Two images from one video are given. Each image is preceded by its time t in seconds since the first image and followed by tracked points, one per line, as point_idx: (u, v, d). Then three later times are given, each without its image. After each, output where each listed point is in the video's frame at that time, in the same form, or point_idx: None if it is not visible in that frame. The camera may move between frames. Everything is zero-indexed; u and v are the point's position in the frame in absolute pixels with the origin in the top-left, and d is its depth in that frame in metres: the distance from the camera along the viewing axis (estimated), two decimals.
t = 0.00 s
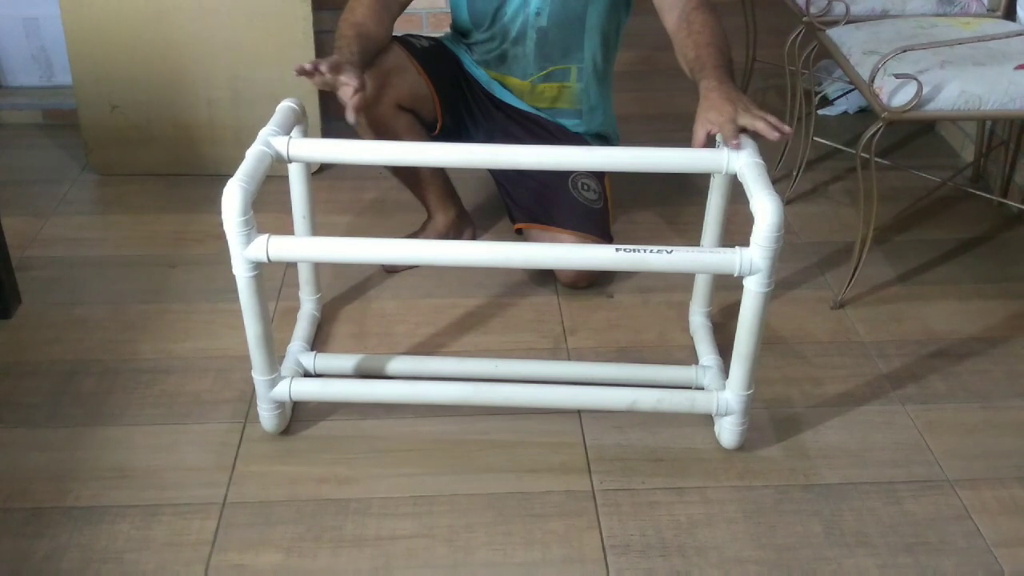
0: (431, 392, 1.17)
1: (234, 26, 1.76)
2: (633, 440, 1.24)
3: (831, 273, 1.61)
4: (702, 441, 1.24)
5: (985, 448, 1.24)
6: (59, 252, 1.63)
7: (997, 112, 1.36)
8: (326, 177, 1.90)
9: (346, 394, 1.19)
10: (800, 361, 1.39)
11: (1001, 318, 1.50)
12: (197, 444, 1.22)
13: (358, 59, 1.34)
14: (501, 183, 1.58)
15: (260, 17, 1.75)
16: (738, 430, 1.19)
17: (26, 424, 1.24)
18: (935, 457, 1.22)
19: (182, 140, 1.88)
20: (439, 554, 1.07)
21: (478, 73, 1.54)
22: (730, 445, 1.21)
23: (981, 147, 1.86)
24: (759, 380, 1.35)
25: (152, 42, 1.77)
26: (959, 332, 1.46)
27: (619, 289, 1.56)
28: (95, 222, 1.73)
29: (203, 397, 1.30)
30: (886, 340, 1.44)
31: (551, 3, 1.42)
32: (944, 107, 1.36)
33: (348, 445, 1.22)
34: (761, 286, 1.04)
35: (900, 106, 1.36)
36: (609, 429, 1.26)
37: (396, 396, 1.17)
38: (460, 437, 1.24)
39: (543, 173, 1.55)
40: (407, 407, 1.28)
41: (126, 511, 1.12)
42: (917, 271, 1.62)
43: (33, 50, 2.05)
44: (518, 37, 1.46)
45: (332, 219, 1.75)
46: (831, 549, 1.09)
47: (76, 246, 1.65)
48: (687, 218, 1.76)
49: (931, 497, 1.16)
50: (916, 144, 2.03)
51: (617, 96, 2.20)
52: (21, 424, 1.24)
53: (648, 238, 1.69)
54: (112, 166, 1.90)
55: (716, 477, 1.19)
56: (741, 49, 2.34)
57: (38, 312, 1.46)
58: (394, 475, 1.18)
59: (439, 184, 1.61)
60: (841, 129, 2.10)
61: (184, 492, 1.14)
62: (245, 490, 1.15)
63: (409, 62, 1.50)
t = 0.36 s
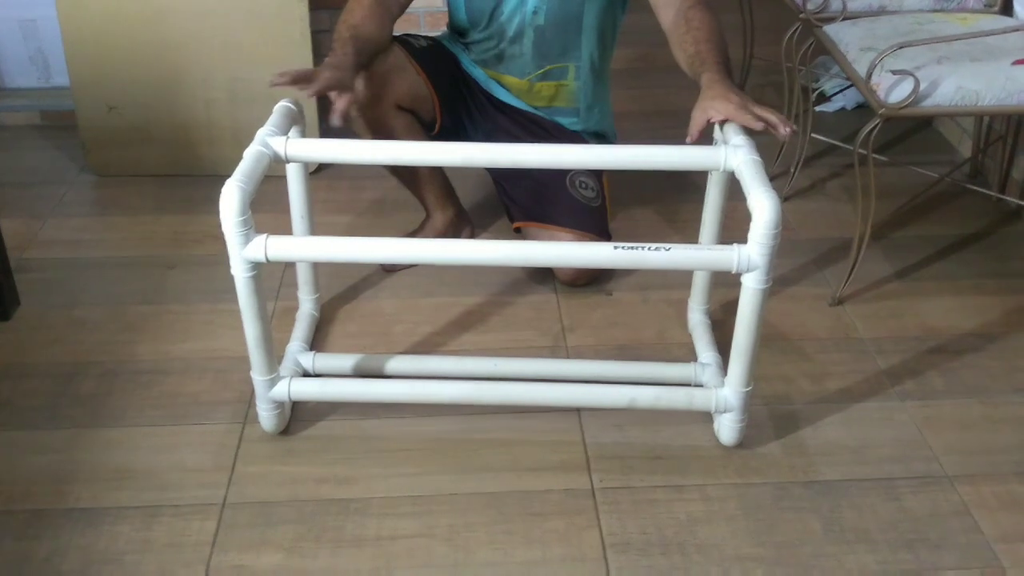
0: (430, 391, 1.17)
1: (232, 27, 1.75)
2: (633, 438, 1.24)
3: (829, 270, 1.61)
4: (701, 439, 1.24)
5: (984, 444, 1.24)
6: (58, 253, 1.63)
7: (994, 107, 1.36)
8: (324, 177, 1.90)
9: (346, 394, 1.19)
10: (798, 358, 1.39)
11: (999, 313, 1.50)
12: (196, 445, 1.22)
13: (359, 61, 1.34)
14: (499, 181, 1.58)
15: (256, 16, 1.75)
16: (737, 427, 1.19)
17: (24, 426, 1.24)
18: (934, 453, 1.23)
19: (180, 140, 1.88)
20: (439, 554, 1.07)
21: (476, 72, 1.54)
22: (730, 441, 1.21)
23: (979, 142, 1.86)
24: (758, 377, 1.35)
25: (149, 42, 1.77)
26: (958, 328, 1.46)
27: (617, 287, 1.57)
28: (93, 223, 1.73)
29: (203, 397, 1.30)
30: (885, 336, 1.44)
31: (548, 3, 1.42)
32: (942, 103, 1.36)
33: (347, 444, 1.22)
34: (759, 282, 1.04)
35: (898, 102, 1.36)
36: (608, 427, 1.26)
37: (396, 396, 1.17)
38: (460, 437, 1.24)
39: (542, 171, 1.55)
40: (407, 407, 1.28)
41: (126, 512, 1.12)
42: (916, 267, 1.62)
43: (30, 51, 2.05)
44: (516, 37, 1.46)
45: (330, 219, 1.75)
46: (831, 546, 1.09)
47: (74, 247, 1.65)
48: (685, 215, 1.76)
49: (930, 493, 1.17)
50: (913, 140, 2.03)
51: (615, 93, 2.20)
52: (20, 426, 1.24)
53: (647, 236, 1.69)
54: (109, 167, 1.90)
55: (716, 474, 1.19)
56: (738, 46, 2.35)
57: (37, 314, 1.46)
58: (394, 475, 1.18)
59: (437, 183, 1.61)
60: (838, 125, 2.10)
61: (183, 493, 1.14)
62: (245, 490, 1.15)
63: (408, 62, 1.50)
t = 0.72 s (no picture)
0: (428, 393, 1.17)
1: (227, 30, 1.75)
2: (632, 438, 1.24)
3: (827, 268, 1.61)
4: (699, 439, 1.24)
5: (982, 441, 1.24)
6: (55, 258, 1.63)
7: (990, 105, 1.36)
8: (322, 179, 1.90)
9: (344, 397, 1.19)
10: (796, 357, 1.39)
11: (997, 310, 1.50)
12: (195, 448, 1.22)
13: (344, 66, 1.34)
14: (496, 183, 1.58)
15: (251, 19, 1.75)
16: (736, 426, 1.19)
17: (23, 432, 1.24)
18: (932, 451, 1.23)
19: (177, 144, 1.88)
20: (438, 556, 1.07)
21: (471, 75, 1.54)
22: (728, 441, 1.21)
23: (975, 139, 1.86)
24: (755, 376, 1.35)
25: (144, 46, 1.77)
26: (956, 325, 1.46)
27: (615, 287, 1.57)
28: (90, 227, 1.73)
29: (202, 401, 1.30)
30: (882, 334, 1.44)
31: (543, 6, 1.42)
32: (938, 101, 1.36)
33: (345, 447, 1.22)
34: (755, 282, 1.04)
35: (893, 100, 1.36)
36: (607, 428, 1.26)
37: (393, 398, 1.17)
38: (459, 439, 1.24)
39: (538, 172, 1.54)
40: (406, 409, 1.29)
41: (125, 516, 1.12)
42: (914, 265, 1.62)
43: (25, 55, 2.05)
44: (510, 40, 1.46)
45: (327, 222, 1.75)
46: (829, 544, 1.09)
47: (72, 252, 1.65)
48: (682, 215, 1.76)
49: (928, 491, 1.17)
50: (910, 137, 2.03)
51: (612, 93, 2.20)
52: (18, 431, 1.24)
53: (644, 236, 1.69)
54: (106, 170, 1.90)
55: (714, 473, 1.19)
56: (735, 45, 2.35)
57: (35, 319, 1.46)
58: (393, 477, 1.18)
59: (434, 185, 1.61)
60: (835, 123, 2.10)
61: (182, 497, 1.15)
62: (243, 493, 1.15)
63: (403, 64, 1.50)
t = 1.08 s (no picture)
0: (426, 407, 1.17)
1: (226, 46, 1.77)
2: (630, 452, 1.24)
3: (824, 280, 1.61)
4: (698, 452, 1.24)
5: (980, 453, 1.25)
6: (56, 273, 1.64)
7: (985, 118, 1.37)
8: (321, 194, 1.91)
9: (344, 411, 1.19)
10: (794, 369, 1.40)
11: (994, 321, 1.50)
12: (194, 464, 1.22)
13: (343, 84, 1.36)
14: (493, 196, 1.59)
15: (250, 35, 1.76)
16: (733, 438, 1.19)
17: (23, 448, 1.24)
18: (930, 463, 1.23)
19: (176, 159, 1.89)
20: (437, 571, 1.07)
21: (467, 90, 1.55)
22: (726, 453, 1.21)
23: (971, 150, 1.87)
24: (753, 389, 1.36)
25: (143, 62, 1.78)
26: (953, 336, 1.47)
27: (613, 300, 1.57)
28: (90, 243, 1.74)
29: (201, 417, 1.30)
30: (880, 346, 1.45)
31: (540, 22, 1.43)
32: (933, 114, 1.36)
33: (344, 462, 1.22)
34: (751, 293, 1.04)
35: (888, 113, 1.37)
36: (605, 441, 1.26)
37: (392, 412, 1.18)
38: (458, 453, 1.24)
39: (536, 186, 1.55)
40: (404, 423, 1.29)
41: (124, 532, 1.12)
42: (911, 276, 1.62)
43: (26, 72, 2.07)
44: (507, 56, 1.47)
45: (326, 236, 1.76)
46: (827, 557, 1.10)
47: (72, 268, 1.66)
48: (680, 227, 1.77)
49: (927, 503, 1.17)
50: (906, 149, 2.04)
51: (609, 106, 2.21)
52: (18, 448, 1.24)
53: (642, 248, 1.70)
54: (106, 186, 1.91)
55: (712, 486, 1.19)
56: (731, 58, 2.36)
57: (35, 335, 1.47)
58: (391, 491, 1.18)
59: (432, 199, 1.62)
60: (832, 134, 2.11)
61: (182, 513, 1.15)
62: (243, 509, 1.15)
63: (399, 79, 1.50)
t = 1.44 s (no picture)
0: (425, 419, 1.18)
1: (224, 63, 1.78)
2: (628, 462, 1.25)
3: (819, 291, 1.63)
4: (694, 462, 1.25)
5: (974, 461, 1.26)
6: (55, 289, 1.65)
7: (975, 130, 1.38)
8: (319, 209, 1.92)
9: (342, 424, 1.20)
10: (789, 379, 1.41)
11: (987, 331, 1.51)
12: (194, 478, 1.23)
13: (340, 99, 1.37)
14: (490, 210, 1.60)
15: (248, 53, 1.78)
16: (730, 448, 1.20)
17: (23, 463, 1.25)
18: (925, 471, 1.24)
19: (175, 176, 1.90)
20: None
21: (464, 105, 1.57)
22: (723, 462, 1.22)
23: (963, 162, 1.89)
24: (749, 399, 1.37)
25: (142, 80, 1.80)
26: (946, 346, 1.48)
27: (609, 312, 1.58)
28: (89, 259, 1.75)
29: (200, 431, 1.31)
30: (874, 356, 1.46)
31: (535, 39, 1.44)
32: (924, 126, 1.38)
33: (343, 475, 1.23)
34: (745, 303, 1.06)
35: (880, 125, 1.38)
36: (602, 452, 1.27)
37: (390, 425, 1.18)
38: (455, 465, 1.25)
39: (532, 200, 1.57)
40: (402, 435, 1.30)
41: (124, 546, 1.13)
42: (905, 287, 1.63)
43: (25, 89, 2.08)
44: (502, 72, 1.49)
45: (324, 251, 1.77)
46: (823, 565, 1.10)
47: (71, 284, 1.67)
48: (676, 240, 1.78)
49: (922, 511, 1.18)
50: (899, 161, 2.06)
51: (604, 120, 2.23)
52: (18, 462, 1.25)
53: (638, 261, 1.71)
54: (105, 203, 1.92)
55: (709, 496, 1.20)
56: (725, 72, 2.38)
57: (34, 351, 1.48)
58: (390, 504, 1.19)
59: (429, 213, 1.63)
60: (825, 147, 2.13)
61: (182, 526, 1.15)
62: (243, 522, 1.16)
63: (395, 95, 1.52)
